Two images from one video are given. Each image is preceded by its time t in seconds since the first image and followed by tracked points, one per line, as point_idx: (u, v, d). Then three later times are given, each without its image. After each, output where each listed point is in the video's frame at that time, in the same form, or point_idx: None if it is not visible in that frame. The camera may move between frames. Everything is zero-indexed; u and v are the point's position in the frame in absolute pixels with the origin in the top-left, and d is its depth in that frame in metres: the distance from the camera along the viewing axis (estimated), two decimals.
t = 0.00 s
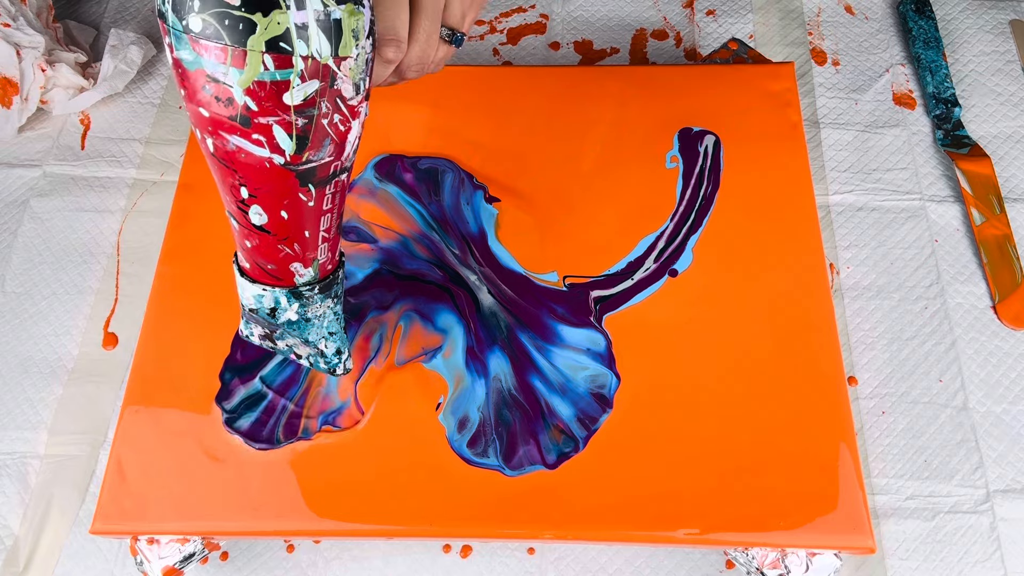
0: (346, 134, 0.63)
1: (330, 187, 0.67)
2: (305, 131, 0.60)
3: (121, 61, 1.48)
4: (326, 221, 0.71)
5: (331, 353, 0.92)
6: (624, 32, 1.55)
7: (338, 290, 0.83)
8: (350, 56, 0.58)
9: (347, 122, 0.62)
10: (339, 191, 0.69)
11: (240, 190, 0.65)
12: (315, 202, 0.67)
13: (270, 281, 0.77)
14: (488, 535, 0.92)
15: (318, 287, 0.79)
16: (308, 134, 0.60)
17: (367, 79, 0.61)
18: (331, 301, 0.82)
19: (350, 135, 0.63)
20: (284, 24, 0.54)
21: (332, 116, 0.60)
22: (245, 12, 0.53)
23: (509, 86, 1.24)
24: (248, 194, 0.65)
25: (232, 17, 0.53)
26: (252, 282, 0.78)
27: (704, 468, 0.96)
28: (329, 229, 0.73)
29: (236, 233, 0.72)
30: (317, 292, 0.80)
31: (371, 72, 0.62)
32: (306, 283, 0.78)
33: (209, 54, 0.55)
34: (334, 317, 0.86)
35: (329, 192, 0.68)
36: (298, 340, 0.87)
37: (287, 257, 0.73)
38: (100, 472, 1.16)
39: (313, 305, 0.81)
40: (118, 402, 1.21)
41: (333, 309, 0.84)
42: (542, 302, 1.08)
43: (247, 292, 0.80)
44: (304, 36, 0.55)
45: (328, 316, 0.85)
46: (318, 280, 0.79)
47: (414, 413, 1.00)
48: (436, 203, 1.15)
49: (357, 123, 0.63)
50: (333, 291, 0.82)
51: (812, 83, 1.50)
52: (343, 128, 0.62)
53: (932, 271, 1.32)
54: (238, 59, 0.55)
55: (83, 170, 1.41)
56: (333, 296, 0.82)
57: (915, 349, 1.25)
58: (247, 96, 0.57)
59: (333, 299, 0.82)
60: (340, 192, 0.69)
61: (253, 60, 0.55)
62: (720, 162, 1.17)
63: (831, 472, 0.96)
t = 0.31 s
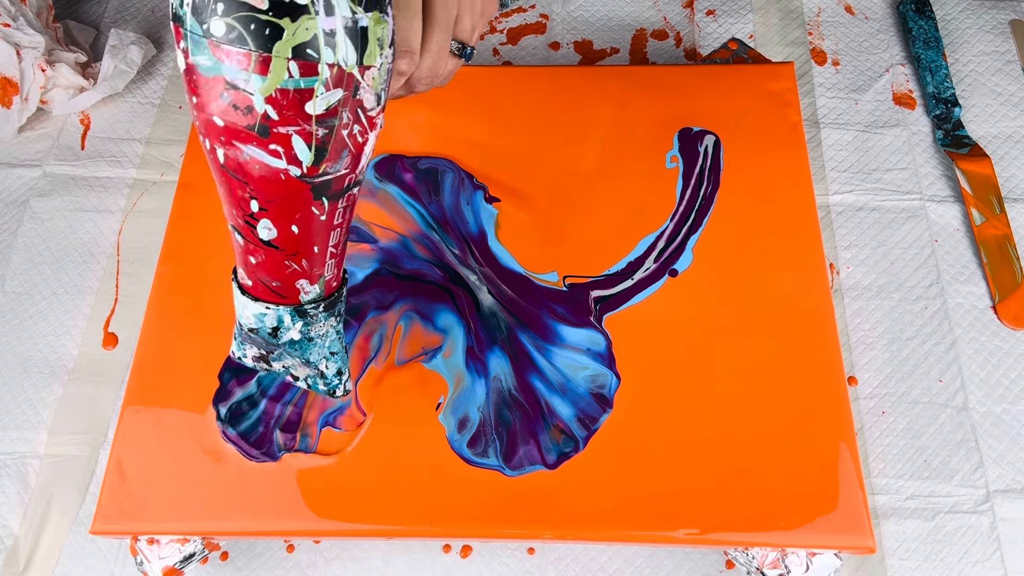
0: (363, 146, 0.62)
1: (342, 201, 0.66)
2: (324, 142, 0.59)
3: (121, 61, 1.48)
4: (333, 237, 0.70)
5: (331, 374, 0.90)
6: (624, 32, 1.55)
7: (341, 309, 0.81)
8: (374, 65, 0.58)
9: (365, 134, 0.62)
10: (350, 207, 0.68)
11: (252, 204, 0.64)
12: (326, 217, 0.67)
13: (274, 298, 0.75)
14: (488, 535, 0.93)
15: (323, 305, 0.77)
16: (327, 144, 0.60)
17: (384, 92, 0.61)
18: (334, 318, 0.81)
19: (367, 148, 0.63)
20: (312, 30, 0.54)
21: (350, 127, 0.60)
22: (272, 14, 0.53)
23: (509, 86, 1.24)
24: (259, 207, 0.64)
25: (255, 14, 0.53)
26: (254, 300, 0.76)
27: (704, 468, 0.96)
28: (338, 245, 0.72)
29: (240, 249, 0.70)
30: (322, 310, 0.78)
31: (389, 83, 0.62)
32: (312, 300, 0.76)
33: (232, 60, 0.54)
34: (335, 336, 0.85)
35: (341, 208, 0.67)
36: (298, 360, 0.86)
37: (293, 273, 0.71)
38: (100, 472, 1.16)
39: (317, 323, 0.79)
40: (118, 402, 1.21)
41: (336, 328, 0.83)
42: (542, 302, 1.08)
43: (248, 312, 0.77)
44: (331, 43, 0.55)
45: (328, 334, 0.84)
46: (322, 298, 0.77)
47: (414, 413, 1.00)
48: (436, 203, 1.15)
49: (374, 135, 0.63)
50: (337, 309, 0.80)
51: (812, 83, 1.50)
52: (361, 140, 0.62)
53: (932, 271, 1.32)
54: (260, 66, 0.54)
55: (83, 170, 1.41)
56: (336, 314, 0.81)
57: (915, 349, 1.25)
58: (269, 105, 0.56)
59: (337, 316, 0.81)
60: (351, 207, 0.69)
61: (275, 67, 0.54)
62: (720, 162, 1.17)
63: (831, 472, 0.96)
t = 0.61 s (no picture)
0: (377, 17, 0.47)
1: (341, 91, 0.52)
2: None
3: (121, 61, 1.48)
4: (322, 146, 0.56)
5: (295, 326, 0.78)
6: (624, 32, 1.55)
7: (327, 250, 0.68)
8: None
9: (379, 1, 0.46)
10: (361, 110, 0.54)
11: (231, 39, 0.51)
12: (315, 105, 0.53)
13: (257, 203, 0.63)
14: (488, 535, 0.93)
15: (299, 230, 0.64)
16: None
17: None
18: (312, 255, 0.68)
19: (384, 22, 0.48)
20: None
21: None
22: None
23: (509, 86, 1.24)
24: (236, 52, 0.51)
25: None
26: (222, 190, 0.65)
27: (705, 468, 0.96)
28: (335, 153, 0.57)
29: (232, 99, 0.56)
30: (296, 236, 0.65)
31: None
32: (284, 217, 0.63)
33: None
34: (310, 283, 0.72)
35: (340, 100, 0.53)
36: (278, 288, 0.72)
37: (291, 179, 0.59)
38: (100, 472, 1.16)
39: (286, 252, 0.67)
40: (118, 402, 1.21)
41: (314, 271, 0.70)
42: (542, 302, 1.08)
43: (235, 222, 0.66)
44: None
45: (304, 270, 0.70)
46: (301, 221, 0.64)
47: (414, 413, 1.00)
48: (436, 203, 1.15)
49: (398, 11, 0.47)
50: (318, 247, 0.67)
51: (812, 83, 1.50)
52: (372, 7, 0.47)
53: (932, 271, 1.32)
54: None
55: (83, 169, 1.41)
56: (318, 253, 0.68)
57: (915, 349, 1.25)
58: None
59: (317, 255, 0.68)
60: (359, 108, 0.54)
61: None
62: (720, 162, 1.17)
63: (831, 473, 0.96)
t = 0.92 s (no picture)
0: (316, 93, 0.47)
1: (308, 141, 0.51)
2: (256, 58, 0.46)
3: (121, 61, 1.48)
4: (306, 176, 0.54)
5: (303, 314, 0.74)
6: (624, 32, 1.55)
7: (330, 254, 0.61)
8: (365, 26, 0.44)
9: (313, 79, 0.46)
10: (331, 158, 0.52)
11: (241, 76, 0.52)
12: (289, 148, 0.52)
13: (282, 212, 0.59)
14: (488, 535, 0.93)
15: (299, 235, 0.59)
16: (262, 66, 0.46)
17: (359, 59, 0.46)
18: (313, 257, 0.61)
19: (325, 97, 0.48)
20: None
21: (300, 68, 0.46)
22: None
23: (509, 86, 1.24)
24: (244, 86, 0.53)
25: None
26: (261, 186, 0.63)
27: (705, 468, 0.96)
28: (319, 187, 0.55)
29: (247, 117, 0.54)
30: (296, 240, 0.60)
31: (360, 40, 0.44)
32: (287, 222, 0.59)
33: None
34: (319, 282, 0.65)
35: (306, 147, 0.51)
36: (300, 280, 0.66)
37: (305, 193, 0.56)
38: (100, 472, 1.16)
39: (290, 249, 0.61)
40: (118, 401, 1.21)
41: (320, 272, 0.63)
42: (542, 302, 1.07)
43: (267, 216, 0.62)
44: None
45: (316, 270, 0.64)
46: (301, 228, 0.59)
47: (414, 413, 1.00)
48: (436, 203, 1.14)
49: (336, 90, 0.47)
50: (319, 252, 0.60)
51: (812, 83, 1.50)
52: (309, 84, 0.47)
53: (932, 271, 1.32)
54: None
55: (83, 170, 1.41)
56: (320, 256, 0.61)
57: (915, 349, 1.25)
58: None
59: (319, 257, 0.61)
60: (330, 156, 0.52)
61: None
62: (720, 162, 1.17)
63: (832, 473, 0.96)
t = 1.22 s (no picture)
0: (280, 172, 0.51)
1: (272, 207, 0.55)
2: (226, 138, 0.50)
3: (121, 61, 1.48)
4: (270, 233, 0.58)
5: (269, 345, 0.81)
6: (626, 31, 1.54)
7: (289, 298, 0.67)
8: (327, 121, 0.48)
9: (278, 161, 0.50)
10: (293, 221, 0.56)
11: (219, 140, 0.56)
12: (254, 210, 0.56)
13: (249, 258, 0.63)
14: (488, 535, 0.93)
15: (259, 280, 0.64)
16: (232, 144, 0.50)
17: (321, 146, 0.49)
18: (273, 298, 0.66)
19: (288, 175, 0.51)
20: (293, 77, 0.45)
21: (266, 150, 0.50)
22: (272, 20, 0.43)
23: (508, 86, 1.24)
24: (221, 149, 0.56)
25: (268, 14, 0.43)
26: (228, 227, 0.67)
27: (705, 467, 0.96)
28: (281, 242, 0.59)
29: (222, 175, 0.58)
30: (259, 282, 0.65)
31: (322, 133, 0.48)
32: (252, 266, 0.63)
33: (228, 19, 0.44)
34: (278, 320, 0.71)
35: (271, 211, 0.55)
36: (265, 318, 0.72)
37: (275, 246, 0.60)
38: (100, 472, 1.16)
39: (253, 289, 0.66)
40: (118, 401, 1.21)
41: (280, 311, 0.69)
42: (542, 302, 1.07)
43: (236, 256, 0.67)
44: (226, 54, 0.45)
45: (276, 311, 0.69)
46: (263, 274, 0.64)
47: (414, 413, 1.00)
48: (436, 203, 1.14)
49: (299, 170, 0.51)
50: (280, 295, 0.66)
51: (813, 83, 1.50)
52: (274, 164, 0.50)
53: (932, 271, 1.32)
54: (226, 39, 0.44)
55: (83, 170, 1.41)
56: (281, 298, 0.67)
57: (915, 349, 1.25)
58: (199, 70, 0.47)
59: (278, 299, 0.67)
60: (293, 219, 0.56)
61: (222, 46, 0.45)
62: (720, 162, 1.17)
63: (831, 472, 0.96)
